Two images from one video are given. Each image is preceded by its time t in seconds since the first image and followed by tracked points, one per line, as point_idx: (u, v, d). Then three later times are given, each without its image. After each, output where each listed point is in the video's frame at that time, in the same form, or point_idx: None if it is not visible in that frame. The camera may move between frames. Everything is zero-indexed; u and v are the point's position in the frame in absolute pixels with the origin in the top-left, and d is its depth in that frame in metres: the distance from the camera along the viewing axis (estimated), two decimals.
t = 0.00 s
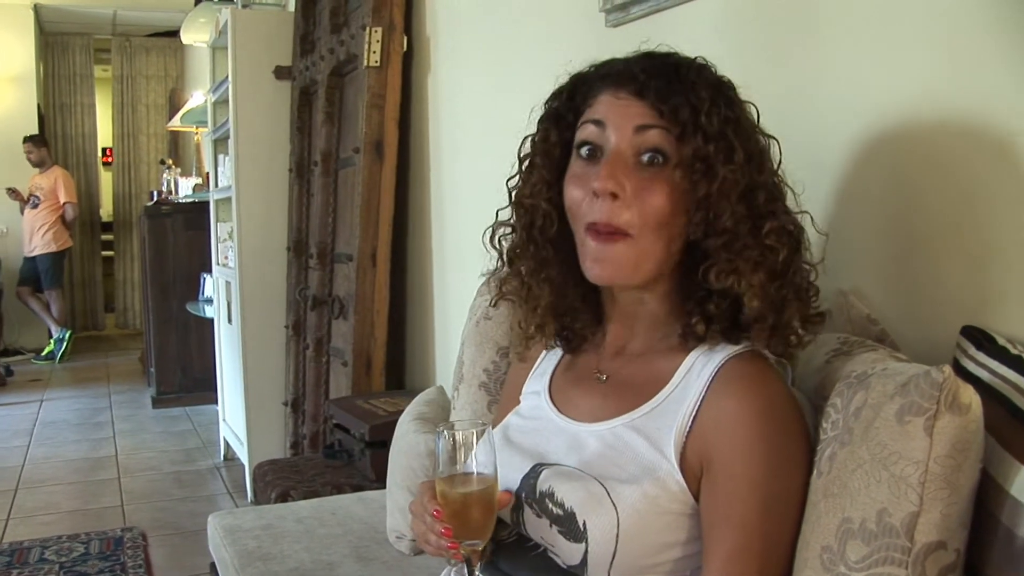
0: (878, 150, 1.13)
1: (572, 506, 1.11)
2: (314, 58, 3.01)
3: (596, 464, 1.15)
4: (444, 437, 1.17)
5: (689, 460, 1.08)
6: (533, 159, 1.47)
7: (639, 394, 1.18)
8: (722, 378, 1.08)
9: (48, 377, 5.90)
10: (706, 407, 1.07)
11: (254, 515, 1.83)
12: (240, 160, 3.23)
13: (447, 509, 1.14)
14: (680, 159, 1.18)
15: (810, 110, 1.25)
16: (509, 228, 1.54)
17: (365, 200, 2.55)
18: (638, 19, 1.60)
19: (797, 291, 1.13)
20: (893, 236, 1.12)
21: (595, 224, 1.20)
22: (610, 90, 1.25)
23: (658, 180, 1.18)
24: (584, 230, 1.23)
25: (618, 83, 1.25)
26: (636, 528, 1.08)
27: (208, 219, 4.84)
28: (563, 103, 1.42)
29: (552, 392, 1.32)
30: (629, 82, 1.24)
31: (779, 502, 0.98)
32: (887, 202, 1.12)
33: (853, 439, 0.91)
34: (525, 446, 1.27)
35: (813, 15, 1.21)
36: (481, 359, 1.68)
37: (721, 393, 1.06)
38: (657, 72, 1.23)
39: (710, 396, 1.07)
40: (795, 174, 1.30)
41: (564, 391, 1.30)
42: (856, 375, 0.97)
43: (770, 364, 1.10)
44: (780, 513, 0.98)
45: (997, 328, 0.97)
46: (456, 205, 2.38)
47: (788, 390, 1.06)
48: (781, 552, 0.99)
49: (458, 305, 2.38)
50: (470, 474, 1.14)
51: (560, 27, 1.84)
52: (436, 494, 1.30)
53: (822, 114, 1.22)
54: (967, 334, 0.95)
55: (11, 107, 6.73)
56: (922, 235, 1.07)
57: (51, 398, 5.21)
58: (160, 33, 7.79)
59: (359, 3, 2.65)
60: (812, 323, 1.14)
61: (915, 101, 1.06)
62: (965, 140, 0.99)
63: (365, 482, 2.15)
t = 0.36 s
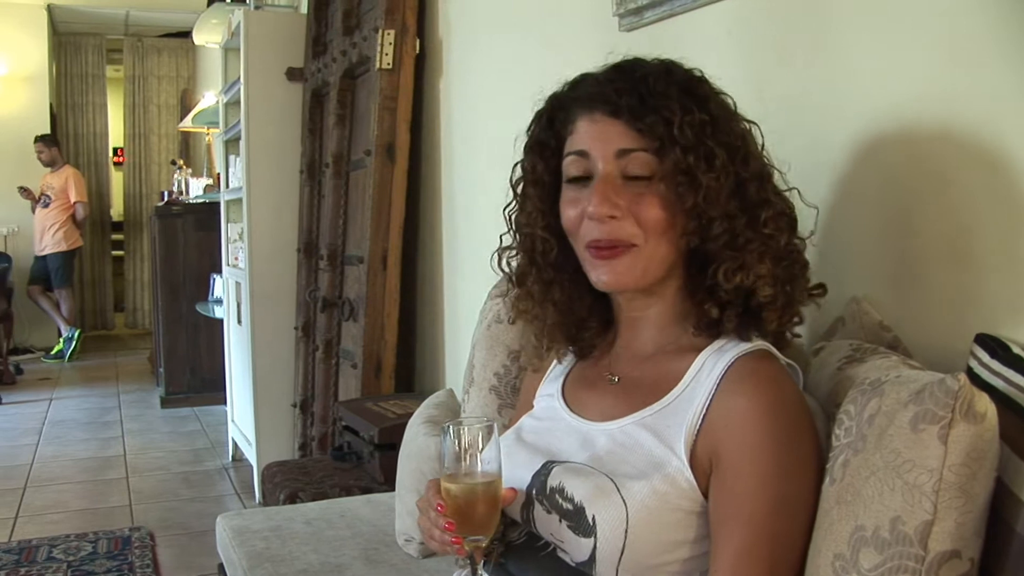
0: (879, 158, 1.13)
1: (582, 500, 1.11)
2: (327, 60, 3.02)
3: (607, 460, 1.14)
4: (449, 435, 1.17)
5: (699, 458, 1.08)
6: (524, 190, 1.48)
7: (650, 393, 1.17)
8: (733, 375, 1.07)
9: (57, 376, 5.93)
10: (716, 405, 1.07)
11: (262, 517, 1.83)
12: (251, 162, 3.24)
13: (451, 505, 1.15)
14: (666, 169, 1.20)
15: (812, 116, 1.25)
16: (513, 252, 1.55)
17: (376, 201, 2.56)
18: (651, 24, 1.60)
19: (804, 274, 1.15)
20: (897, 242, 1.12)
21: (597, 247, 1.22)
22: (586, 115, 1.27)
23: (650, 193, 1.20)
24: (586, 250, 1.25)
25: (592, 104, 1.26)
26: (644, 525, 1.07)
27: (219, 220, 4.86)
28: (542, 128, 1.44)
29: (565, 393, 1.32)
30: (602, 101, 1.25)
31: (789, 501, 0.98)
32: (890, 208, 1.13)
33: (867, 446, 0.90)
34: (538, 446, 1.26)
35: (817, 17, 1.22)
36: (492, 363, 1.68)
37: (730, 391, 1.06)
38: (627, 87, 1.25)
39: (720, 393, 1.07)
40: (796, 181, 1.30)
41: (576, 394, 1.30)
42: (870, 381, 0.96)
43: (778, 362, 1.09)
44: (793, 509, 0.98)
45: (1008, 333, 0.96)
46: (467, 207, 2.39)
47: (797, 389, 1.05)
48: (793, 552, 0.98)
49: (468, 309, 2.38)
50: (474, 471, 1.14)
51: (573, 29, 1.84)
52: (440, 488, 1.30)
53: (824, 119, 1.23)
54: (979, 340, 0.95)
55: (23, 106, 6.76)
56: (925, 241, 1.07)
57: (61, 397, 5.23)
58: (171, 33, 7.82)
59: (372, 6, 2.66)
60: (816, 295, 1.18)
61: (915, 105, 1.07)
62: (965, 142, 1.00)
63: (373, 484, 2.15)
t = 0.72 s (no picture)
0: (880, 161, 1.14)
1: (584, 506, 1.11)
2: (330, 63, 3.02)
3: (607, 465, 1.14)
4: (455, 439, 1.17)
5: (700, 460, 1.08)
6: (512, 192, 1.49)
7: (650, 396, 1.17)
8: (731, 375, 1.07)
9: (62, 380, 5.93)
10: (715, 406, 1.07)
11: (266, 520, 1.83)
12: (254, 165, 3.24)
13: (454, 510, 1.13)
14: (650, 165, 1.21)
15: (813, 118, 1.26)
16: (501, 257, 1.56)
17: (379, 204, 2.56)
18: (654, 26, 1.60)
19: (784, 272, 1.15)
20: (900, 244, 1.12)
21: (584, 245, 1.22)
22: (572, 114, 1.27)
23: (634, 191, 1.21)
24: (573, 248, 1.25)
25: (578, 102, 1.27)
26: (648, 529, 1.07)
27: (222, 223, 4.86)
28: (530, 131, 1.45)
29: (564, 400, 1.32)
30: (587, 99, 1.26)
31: (791, 502, 0.98)
32: (892, 210, 1.13)
33: (872, 446, 0.90)
34: (539, 452, 1.27)
35: (818, 20, 1.23)
36: (496, 365, 1.68)
37: (730, 393, 1.06)
38: (612, 84, 1.25)
39: (719, 394, 1.07)
40: (799, 183, 1.31)
41: (577, 399, 1.30)
42: (875, 382, 0.96)
43: (777, 362, 1.08)
44: (797, 507, 0.98)
45: (1011, 332, 0.96)
46: (471, 209, 2.39)
47: (796, 388, 1.04)
48: (797, 552, 0.98)
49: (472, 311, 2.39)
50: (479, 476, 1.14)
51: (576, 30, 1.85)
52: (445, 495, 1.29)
53: (825, 120, 1.23)
54: (985, 341, 0.95)
55: (27, 111, 6.77)
56: (928, 241, 1.07)
57: (65, 401, 5.24)
58: (175, 37, 7.83)
59: (375, 8, 2.67)
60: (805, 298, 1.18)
61: (914, 105, 1.07)
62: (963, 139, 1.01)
63: (377, 487, 2.15)
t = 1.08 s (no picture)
0: (888, 159, 1.14)
1: (587, 505, 1.10)
2: (331, 63, 3.03)
3: (611, 466, 1.15)
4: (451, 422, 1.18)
5: (703, 463, 1.08)
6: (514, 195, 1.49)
7: (654, 397, 1.18)
8: (734, 379, 1.08)
9: (65, 382, 5.94)
10: (719, 410, 1.07)
11: (271, 520, 1.83)
12: (256, 165, 3.25)
13: (446, 492, 1.15)
14: (660, 176, 1.19)
15: (818, 115, 1.26)
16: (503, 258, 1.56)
17: (381, 204, 2.57)
18: (655, 23, 1.61)
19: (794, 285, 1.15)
20: (907, 242, 1.12)
21: (590, 256, 1.22)
22: (579, 118, 1.26)
23: (642, 201, 1.20)
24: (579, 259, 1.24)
25: (585, 107, 1.25)
26: (651, 527, 1.07)
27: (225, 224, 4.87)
28: (534, 131, 1.44)
29: (570, 398, 1.33)
30: (595, 104, 1.24)
31: (793, 506, 0.98)
32: (902, 208, 1.12)
33: (875, 441, 0.90)
34: (543, 450, 1.27)
35: (821, 17, 1.23)
36: (499, 362, 1.69)
37: (733, 397, 1.06)
38: (622, 89, 1.23)
39: (722, 398, 1.07)
40: (804, 180, 1.31)
41: (581, 398, 1.31)
42: (877, 378, 0.97)
43: (781, 363, 1.09)
44: (800, 510, 0.98)
45: (1011, 329, 0.97)
46: (472, 209, 2.39)
47: (798, 390, 1.05)
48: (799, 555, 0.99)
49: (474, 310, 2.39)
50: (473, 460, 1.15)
51: (577, 30, 1.85)
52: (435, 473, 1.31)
53: (835, 118, 1.22)
54: (987, 335, 0.94)
55: (28, 114, 6.78)
56: (935, 239, 1.07)
57: (69, 403, 5.25)
58: (176, 39, 7.84)
59: (375, 8, 2.67)
60: (811, 307, 1.18)
61: (921, 104, 1.07)
62: (971, 137, 1.00)
63: (381, 486, 2.16)
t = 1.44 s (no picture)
0: (889, 161, 1.14)
1: (590, 515, 1.11)
2: (331, 63, 3.03)
3: (615, 474, 1.15)
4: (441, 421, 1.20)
5: (707, 471, 1.08)
6: (510, 219, 1.47)
7: (658, 403, 1.18)
8: (738, 387, 1.07)
9: (66, 382, 5.95)
10: (723, 418, 1.07)
11: (272, 520, 1.83)
12: (257, 165, 3.24)
13: (433, 490, 1.17)
14: (658, 201, 1.17)
15: (818, 115, 1.26)
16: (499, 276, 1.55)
17: (382, 204, 2.57)
18: (655, 23, 1.61)
19: (791, 306, 1.15)
20: (907, 244, 1.12)
21: (594, 286, 1.19)
22: (572, 141, 1.22)
23: (642, 227, 1.18)
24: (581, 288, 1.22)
25: (580, 130, 1.21)
26: (655, 535, 1.07)
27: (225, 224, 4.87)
28: (526, 150, 1.40)
29: (572, 404, 1.34)
30: (589, 127, 1.20)
31: (795, 514, 0.98)
32: (910, 212, 1.11)
33: (876, 441, 0.90)
34: (544, 456, 1.27)
35: (821, 17, 1.23)
36: (500, 363, 1.69)
37: (737, 405, 1.06)
38: (616, 109, 1.20)
39: (727, 406, 1.07)
40: (804, 180, 1.31)
41: (584, 404, 1.32)
42: (877, 376, 0.96)
43: (784, 370, 1.09)
44: (802, 514, 0.98)
45: (1011, 327, 0.97)
46: (473, 209, 2.39)
47: (802, 397, 1.04)
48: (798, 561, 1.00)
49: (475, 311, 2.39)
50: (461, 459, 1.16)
51: (578, 30, 1.85)
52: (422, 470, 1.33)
53: (839, 120, 1.22)
54: (988, 335, 0.94)
55: (28, 114, 6.78)
56: (936, 241, 1.07)
57: (69, 403, 5.25)
58: (176, 39, 7.84)
59: (376, 8, 2.67)
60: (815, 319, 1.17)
61: (932, 106, 1.06)
62: (972, 138, 1.00)
63: (382, 486, 2.16)
